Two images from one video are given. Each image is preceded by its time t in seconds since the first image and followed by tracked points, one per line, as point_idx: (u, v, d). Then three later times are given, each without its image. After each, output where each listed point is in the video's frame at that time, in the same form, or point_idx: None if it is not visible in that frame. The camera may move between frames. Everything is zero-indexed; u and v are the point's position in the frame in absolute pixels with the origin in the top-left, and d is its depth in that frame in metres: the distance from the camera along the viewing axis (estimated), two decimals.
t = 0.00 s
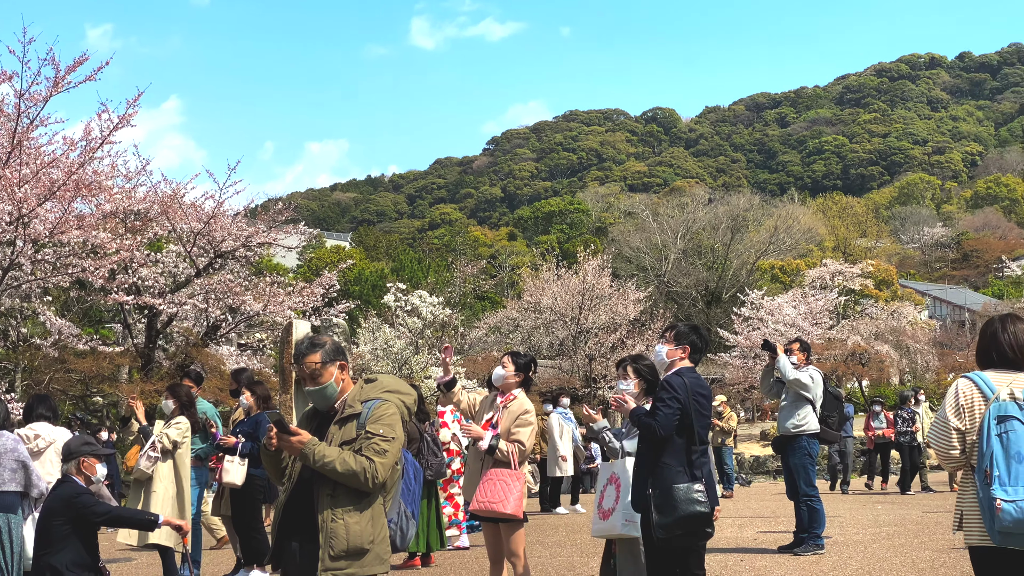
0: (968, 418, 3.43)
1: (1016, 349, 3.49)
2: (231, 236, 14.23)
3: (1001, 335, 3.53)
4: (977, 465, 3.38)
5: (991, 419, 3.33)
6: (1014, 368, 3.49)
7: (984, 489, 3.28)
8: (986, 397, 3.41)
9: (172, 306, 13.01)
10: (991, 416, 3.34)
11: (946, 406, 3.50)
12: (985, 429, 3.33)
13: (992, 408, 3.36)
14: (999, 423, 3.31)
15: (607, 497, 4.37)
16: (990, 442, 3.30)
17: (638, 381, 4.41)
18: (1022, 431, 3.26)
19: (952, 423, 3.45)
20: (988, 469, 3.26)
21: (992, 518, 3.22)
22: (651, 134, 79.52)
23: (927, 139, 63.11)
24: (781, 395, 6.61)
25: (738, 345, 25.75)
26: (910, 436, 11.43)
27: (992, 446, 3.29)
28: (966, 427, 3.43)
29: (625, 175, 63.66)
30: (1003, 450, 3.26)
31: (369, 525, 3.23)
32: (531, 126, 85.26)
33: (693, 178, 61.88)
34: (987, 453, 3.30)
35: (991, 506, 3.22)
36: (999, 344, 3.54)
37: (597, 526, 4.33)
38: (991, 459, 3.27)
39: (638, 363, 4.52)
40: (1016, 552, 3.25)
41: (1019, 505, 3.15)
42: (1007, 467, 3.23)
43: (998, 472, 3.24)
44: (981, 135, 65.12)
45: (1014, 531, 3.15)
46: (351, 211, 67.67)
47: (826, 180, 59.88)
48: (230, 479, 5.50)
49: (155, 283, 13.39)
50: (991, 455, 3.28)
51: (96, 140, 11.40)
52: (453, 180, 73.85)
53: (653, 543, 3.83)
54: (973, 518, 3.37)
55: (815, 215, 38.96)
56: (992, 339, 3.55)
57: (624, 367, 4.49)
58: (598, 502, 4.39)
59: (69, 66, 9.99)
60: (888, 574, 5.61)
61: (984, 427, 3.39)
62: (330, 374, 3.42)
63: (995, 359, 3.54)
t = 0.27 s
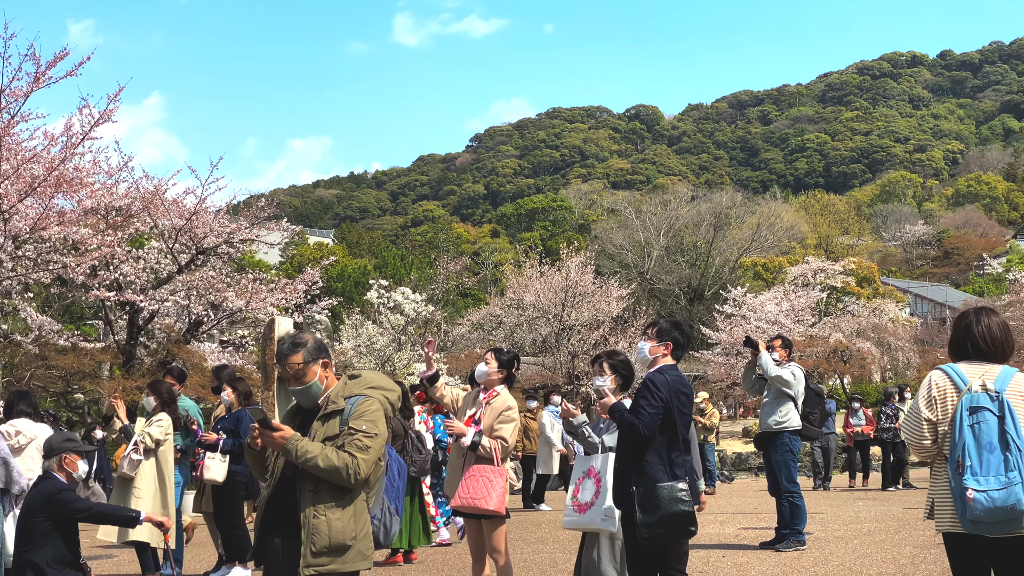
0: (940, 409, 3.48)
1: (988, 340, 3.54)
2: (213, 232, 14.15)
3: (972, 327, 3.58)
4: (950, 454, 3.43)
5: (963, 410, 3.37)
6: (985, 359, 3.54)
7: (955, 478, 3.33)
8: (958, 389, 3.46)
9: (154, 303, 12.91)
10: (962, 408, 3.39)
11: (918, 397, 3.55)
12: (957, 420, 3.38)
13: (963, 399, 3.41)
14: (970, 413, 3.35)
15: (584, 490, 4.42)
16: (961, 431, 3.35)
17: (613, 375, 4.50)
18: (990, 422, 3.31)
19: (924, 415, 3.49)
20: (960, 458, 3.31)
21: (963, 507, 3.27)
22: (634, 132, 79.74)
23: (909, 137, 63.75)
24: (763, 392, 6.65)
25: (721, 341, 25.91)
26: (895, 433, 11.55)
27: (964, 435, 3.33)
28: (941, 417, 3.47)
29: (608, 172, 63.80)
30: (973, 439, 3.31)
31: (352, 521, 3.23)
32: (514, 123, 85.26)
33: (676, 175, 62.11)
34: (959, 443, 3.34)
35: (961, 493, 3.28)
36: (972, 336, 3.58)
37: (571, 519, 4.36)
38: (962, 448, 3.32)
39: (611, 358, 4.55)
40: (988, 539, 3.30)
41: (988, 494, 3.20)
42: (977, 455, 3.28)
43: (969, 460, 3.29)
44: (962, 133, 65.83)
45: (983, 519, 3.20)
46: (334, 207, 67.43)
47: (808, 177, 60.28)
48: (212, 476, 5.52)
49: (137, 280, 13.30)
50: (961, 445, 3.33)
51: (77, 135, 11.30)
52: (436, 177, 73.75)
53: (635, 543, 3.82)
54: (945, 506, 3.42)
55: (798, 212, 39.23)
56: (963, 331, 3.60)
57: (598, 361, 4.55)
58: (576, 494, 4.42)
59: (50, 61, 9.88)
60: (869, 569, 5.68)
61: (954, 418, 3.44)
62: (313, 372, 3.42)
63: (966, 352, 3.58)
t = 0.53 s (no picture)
0: (915, 401, 3.53)
1: (967, 335, 3.58)
2: (195, 228, 14.05)
3: (951, 321, 3.63)
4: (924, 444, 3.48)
5: (937, 401, 3.42)
6: (963, 353, 3.59)
7: (927, 468, 3.38)
8: (933, 381, 3.51)
9: (136, 299, 12.80)
10: (935, 400, 3.43)
11: (894, 389, 3.61)
12: (929, 411, 3.43)
13: (938, 391, 3.45)
14: (943, 404, 3.40)
15: (560, 484, 4.40)
16: (933, 422, 3.40)
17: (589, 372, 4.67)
18: (963, 413, 3.36)
19: (899, 407, 3.56)
20: (932, 448, 3.36)
21: (933, 495, 3.33)
22: (617, 129, 79.91)
23: (891, 135, 64.36)
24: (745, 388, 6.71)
25: (703, 338, 26.02)
26: (878, 430, 11.66)
27: (937, 426, 3.38)
28: (916, 409, 3.52)
29: (591, 169, 63.90)
30: (944, 430, 3.36)
31: (333, 517, 3.23)
32: (496, 119, 85.22)
33: (658, 173, 62.31)
34: (932, 434, 3.39)
35: (931, 482, 3.33)
36: (951, 331, 3.63)
37: (547, 513, 4.38)
38: (934, 439, 3.37)
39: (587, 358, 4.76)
40: (959, 528, 3.35)
41: (956, 482, 3.26)
42: (948, 446, 3.33)
43: (940, 450, 3.34)
44: (943, 131, 66.45)
45: (951, 506, 3.26)
46: (317, 204, 67.12)
47: (790, 175, 60.66)
48: (191, 472, 5.40)
49: (118, 276, 13.19)
50: (933, 436, 3.38)
51: (58, 130, 11.19)
52: (419, 173, 73.59)
53: (615, 539, 3.82)
54: (920, 495, 3.47)
55: (780, 209, 39.48)
56: (942, 325, 3.65)
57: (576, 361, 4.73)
58: (551, 487, 4.43)
59: (31, 56, 9.77)
60: (849, 564, 5.73)
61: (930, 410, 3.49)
62: (295, 370, 3.42)
63: (945, 345, 3.63)
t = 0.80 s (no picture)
0: (894, 398, 3.57)
1: (948, 334, 3.61)
2: (176, 225, 13.93)
3: (933, 321, 3.66)
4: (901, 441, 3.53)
5: (915, 398, 3.46)
6: (945, 352, 3.62)
7: (902, 463, 3.43)
8: (912, 378, 3.55)
9: (117, 295, 12.67)
10: (913, 397, 3.48)
11: (874, 387, 3.64)
12: (907, 408, 3.47)
13: (916, 388, 3.49)
14: (920, 402, 3.44)
15: (535, 483, 4.41)
16: (909, 419, 3.45)
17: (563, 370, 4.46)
18: (940, 410, 3.40)
19: (877, 404, 3.60)
20: (908, 444, 3.41)
21: (907, 490, 3.38)
22: (599, 126, 80.05)
23: (873, 133, 64.92)
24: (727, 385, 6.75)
25: (685, 336, 26.14)
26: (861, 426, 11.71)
27: (914, 422, 3.43)
28: (895, 406, 3.56)
29: (573, 166, 63.99)
30: (920, 428, 3.41)
31: (314, 513, 3.23)
32: (479, 116, 85.13)
33: (641, 170, 62.48)
34: (909, 430, 3.44)
35: (906, 477, 3.38)
36: (932, 330, 3.66)
37: (523, 512, 4.39)
38: (911, 435, 3.42)
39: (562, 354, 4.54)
40: (934, 524, 3.41)
41: (929, 478, 3.31)
42: (923, 442, 3.38)
43: (916, 447, 3.39)
44: (925, 129, 67.04)
45: (924, 501, 3.32)
46: (299, 200, 66.85)
47: (772, 172, 61.06)
48: (173, 470, 5.47)
49: (99, 272, 13.05)
50: (909, 432, 3.43)
51: (38, 126, 11.09)
52: (402, 170, 73.41)
53: (596, 536, 3.83)
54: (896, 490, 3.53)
55: (762, 207, 39.70)
56: (923, 324, 3.68)
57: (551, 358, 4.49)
58: (527, 486, 4.43)
59: (11, 51, 9.65)
60: (830, 561, 5.79)
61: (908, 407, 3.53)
62: (276, 366, 3.41)
63: (927, 343, 3.65)
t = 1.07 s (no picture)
0: (879, 399, 3.60)
1: (934, 335, 3.65)
2: (158, 221, 13.85)
3: (918, 322, 3.70)
4: (887, 440, 3.57)
5: (902, 399, 3.50)
6: (931, 354, 3.66)
7: (888, 463, 3.47)
8: (899, 379, 3.58)
9: (98, 291, 12.59)
10: (900, 398, 3.51)
11: (860, 387, 3.67)
12: (895, 409, 3.51)
13: (902, 389, 3.53)
14: (908, 403, 3.48)
15: (508, 481, 4.47)
16: (897, 421, 3.48)
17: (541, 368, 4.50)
18: (927, 412, 3.45)
19: (863, 404, 3.63)
20: (895, 445, 3.45)
21: (892, 490, 3.43)
22: (582, 123, 80.17)
23: (854, 131, 65.40)
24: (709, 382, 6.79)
25: (668, 333, 26.24)
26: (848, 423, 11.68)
27: (901, 423, 3.47)
28: (881, 406, 3.59)
29: (556, 164, 64.05)
30: (906, 428, 3.45)
31: (296, 510, 3.22)
32: (462, 113, 85.05)
33: (623, 168, 62.63)
34: (896, 430, 3.48)
35: (892, 478, 3.43)
36: (917, 330, 3.70)
37: (496, 509, 4.41)
38: (897, 436, 3.46)
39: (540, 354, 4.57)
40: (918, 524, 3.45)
41: (915, 478, 3.36)
42: (909, 444, 3.43)
43: (902, 448, 3.44)
44: (906, 128, 67.61)
45: (910, 501, 3.36)
46: (281, 197, 66.54)
47: (754, 170, 61.40)
48: (153, 469, 5.44)
49: (80, 268, 12.96)
50: (896, 433, 3.47)
51: (19, 121, 11.00)
52: (385, 167, 73.19)
53: (577, 533, 3.85)
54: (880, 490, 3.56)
55: (745, 205, 39.93)
56: (909, 324, 3.71)
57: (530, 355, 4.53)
58: (501, 483, 4.46)
59: None
60: (811, 557, 5.84)
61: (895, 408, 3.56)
62: (258, 362, 3.39)
63: (913, 345, 3.69)
